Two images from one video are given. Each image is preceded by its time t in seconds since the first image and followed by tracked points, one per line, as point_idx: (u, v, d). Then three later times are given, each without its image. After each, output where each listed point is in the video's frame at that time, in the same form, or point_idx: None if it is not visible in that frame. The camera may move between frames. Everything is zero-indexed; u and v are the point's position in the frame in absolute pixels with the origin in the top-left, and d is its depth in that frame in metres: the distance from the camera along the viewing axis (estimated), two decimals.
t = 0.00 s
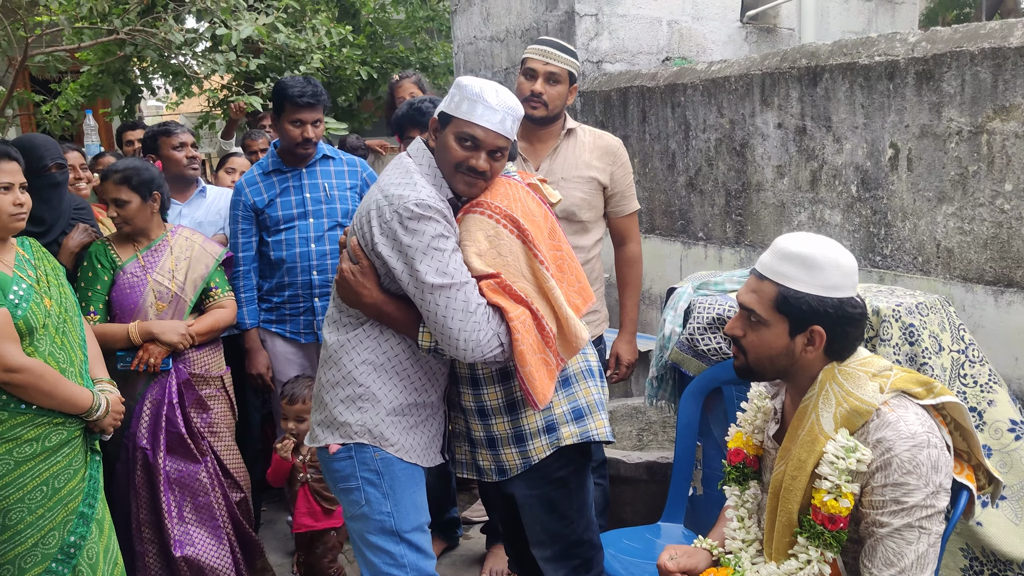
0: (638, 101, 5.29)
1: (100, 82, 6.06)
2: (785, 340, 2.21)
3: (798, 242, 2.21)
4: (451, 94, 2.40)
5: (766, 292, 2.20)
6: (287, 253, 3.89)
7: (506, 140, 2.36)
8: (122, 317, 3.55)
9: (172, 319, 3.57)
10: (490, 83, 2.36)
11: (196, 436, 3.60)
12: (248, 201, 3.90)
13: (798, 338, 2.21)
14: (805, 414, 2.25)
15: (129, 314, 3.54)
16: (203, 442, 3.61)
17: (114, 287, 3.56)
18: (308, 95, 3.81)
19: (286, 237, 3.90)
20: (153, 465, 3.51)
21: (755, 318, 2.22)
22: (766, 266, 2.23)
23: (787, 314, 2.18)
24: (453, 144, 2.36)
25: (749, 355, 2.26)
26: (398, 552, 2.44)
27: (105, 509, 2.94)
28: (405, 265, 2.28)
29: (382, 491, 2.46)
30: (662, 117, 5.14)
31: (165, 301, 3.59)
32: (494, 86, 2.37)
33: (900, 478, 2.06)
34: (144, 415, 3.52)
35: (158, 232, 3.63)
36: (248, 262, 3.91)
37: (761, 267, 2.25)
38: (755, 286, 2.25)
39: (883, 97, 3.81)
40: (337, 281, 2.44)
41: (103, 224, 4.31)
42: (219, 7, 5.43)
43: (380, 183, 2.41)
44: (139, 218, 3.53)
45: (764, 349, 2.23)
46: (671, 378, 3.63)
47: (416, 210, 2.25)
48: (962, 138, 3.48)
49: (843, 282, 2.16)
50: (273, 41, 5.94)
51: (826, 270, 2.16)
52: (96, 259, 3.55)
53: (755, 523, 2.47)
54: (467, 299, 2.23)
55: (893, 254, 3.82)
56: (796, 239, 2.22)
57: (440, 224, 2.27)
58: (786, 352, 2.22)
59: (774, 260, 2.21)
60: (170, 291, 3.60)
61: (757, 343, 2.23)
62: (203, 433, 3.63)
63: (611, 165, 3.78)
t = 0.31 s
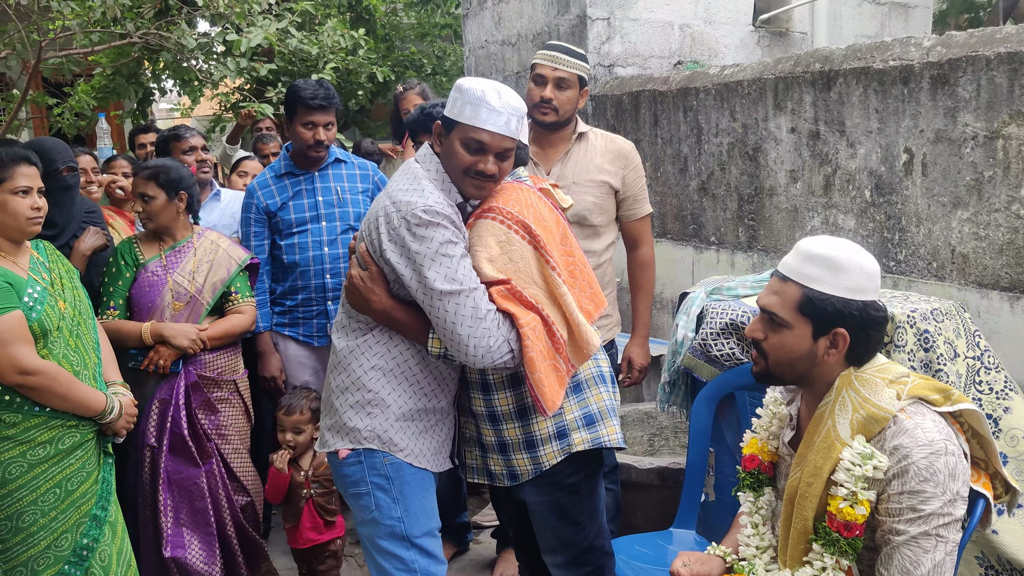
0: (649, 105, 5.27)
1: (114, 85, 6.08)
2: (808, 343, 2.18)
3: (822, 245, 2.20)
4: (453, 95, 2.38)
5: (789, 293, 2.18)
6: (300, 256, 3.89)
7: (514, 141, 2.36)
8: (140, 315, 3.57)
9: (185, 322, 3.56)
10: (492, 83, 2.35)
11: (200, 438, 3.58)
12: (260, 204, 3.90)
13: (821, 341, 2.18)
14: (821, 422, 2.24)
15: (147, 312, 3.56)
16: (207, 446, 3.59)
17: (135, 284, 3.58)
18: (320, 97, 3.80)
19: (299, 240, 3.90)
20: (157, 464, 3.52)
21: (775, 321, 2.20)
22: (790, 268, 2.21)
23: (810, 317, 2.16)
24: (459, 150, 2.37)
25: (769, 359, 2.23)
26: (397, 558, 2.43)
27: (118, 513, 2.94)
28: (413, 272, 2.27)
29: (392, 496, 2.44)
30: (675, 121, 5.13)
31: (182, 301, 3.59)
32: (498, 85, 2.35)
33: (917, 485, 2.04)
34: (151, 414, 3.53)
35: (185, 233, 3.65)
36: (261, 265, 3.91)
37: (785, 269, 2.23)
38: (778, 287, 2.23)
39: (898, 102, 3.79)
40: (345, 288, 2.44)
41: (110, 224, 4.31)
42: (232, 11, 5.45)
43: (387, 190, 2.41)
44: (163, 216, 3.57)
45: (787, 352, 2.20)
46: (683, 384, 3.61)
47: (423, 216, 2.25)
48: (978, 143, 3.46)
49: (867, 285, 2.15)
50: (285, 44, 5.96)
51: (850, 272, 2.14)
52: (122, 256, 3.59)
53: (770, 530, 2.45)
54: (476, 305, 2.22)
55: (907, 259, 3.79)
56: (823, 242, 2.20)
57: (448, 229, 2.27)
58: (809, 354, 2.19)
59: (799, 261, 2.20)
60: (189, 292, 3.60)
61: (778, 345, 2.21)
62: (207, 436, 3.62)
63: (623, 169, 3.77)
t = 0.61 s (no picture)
0: (655, 109, 5.27)
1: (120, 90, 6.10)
2: (818, 348, 2.17)
3: (827, 250, 2.19)
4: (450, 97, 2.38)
5: (796, 299, 2.17)
6: (305, 259, 3.89)
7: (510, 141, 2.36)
8: (150, 316, 3.59)
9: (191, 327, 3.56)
10: (488, 85, 2.35)
11: (203, 440, 3.59)
12: (266, 206, 3.89)
13: (830, 346, 2.17)
14: (828, 427, 2.22)
15: (157, 313, 3.58)
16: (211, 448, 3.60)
17: (147, 284, 3.59)
18: (326, 100, 3.84)
19: (305, 243, 3.90)
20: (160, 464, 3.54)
21: (783, 328, 2.18)
22: (796, 274, 2.20)
23: (820, 322, 2.14)
24: (455, 151, 2.37)
25: (778, 364, 2.22)
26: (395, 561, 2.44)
27: (123, 517, 2.94)
28: (414, 276, 2.27)
29: (394, 502, 2.44)
30: (680, 125, 5.12)
31: (191, 304, 3.59)
32: (495, 88, 2.35)
33: (926, 492, 2.03)
34: (157, 415, 3.55)
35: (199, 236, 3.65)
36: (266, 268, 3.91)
37: (791, 274, 2.22)
38: (784, 294, 2.21)
39: (904, 106, 3.78)
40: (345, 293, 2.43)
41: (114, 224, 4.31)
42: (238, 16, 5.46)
43: (386, 195, 2.40)
44: (174, 217, 3.57)
45: (797, 357, 2.18)
46: (688, 389, 3.60)
47: (422, 220, 2.24)
48: (985, 147, 3.44)
49: (874, 289, 2.14)
50: (291, 48, 5.97)
51: (857, 276, 2.13)
52: (135, 257, 3.60)
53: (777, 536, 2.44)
54: (478, 309, 2.21)
55: (913, 264, 3.78)
56: (829, 246, 2.19)
57: (448, 232, 2.26)
58: (819, 359, 2.17)
59: (805, 267, 2.18)
60: (199, 294, 3.60)
61: (789, 350, 2.19)
62: (211, 439, 3.62)
63: (626, 173, 3.77)
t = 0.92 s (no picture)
0: (657, 113, 5.27)
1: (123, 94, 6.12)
2: (818, 355, 2.16)
3: (823, 255, 2.19)
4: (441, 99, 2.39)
5: (794, 306, 2.16)
6: (308, 262, 3.90)
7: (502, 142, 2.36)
8: (156, 318, 3.60)
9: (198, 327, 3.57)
10: (479, 87, 2.35)
11: (210, 443, 3.60)
12: (269, 209, 3.90)
13: (830, 352, 2.17)
14: (827, 432, 2.22)
15: (162, 315, 3.59)
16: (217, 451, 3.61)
17: (152, 287, 3.61)
18: (327, 102, 3.86)
19: (307, 246, 3.90)
20: (168, 465, 3.55)
21: (782, 335, 2.18)
22: (792, 281, 2.19)
23: (820, 329, 2.14)
24: (450, 153, 2.37)
25: (778, 371, 2.21)
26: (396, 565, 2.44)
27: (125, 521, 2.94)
28: (409, 280, 2.27)
29: (393, 506, 2.44)
30: (682, 129, 5.13)
31: (197, 305, 3.60)
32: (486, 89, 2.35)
33: (925, 497, 2.02)
34: (164, 417, 3.56)
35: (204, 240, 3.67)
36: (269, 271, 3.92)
37: (788, 281, 2.21)
38: (782, 301, 2.20)
39: (906, 110, 3.77)
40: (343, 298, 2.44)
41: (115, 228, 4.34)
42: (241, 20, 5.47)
43: (381, 200, 2.41)
44: (180, 219, 3.59)
45: (798, 365, 2.18)
46: (690, 392, 3.60)
47: (416, 224, 2.24)
48: (987, 151, 3.44)
49: (872, 293, 2.14)
50: (293, 51, 5.98)
51: (855, 282, 2.13)
52: (141, 260, 3.63)
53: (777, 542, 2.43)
54: (473, 312, 2.21)
55: (916, 268, 3.77)
56: (825, 253, 2.19)
57: (443, 237, 2.26)
58: (819, 366, 2.17)
59: (801, 273, 2.18)
60: (204, 296, 3.61)
61: (789, 358, 2.18)
62: (218, 441, 3.63)
63: (624, 176, 3.77)
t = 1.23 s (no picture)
0: (658, 110, 5.27)
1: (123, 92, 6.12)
2: (817, 353, 2.16)
3: (818, 253, 2.19)
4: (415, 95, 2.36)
5: (793, 306, 2.16)
6: (307, 259, 3.90)
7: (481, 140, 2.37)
8: (159, 316, 3.58)
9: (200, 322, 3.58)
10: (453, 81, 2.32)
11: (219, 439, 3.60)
12: (269, 205, 3.92)
13: (830, 350, 2.16)
14: (826, 429, 2.22)
15: (166, 312, 3.57)
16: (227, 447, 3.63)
17: (154, 285, 3.61)
18: (330, 101, 3.83)
19: (306, 243, 3.91)
20: (177, 462, 3.53)
21: (781, 334, 2.18)
22: (789, 280, 2.19)
23: (819, 327, 2.14)
24: (427, 153, 2.36)
25: (778, 369, 2.21)
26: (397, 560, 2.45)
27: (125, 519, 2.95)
28: (385, 277, 2.27)
29: (388, 503, 2.45)
30: (683, 126, 5.13)
31: (200, 302, 3.60)
32: (459, 82, 2.32)
33: (924, 493, 2.03)
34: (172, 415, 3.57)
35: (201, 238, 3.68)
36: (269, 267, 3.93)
37: (785, 280, 2.21)
38: (780, 300, 2.20)
39: (907, 106, 3.77)
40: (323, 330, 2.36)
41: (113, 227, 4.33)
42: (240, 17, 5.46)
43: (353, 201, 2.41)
44: (191, 218, 3.61)
45: (798, 363, 2.17)
46: (689, 389, 3.60)
47: (388, 222, 2.25)
48: (988, 148, 3.43)
49: (870, 290, 2.14)
50: (292, 48, 5.97)
51: (854, 279, 2.13)
52: (139, 259, 3.62)
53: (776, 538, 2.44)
54: (455, 305, 2.22)
55: (916, 265, 3.77)
56: (821, 251, 2.18)
57: (417, 232, 2.26)
58: (819, 365, 2.17)
59: (797, 272, 2.18)
60: (206, 292, 3.61)
61: (789, 357, 2.18)
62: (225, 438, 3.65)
63: (620, 173, 3.76)
